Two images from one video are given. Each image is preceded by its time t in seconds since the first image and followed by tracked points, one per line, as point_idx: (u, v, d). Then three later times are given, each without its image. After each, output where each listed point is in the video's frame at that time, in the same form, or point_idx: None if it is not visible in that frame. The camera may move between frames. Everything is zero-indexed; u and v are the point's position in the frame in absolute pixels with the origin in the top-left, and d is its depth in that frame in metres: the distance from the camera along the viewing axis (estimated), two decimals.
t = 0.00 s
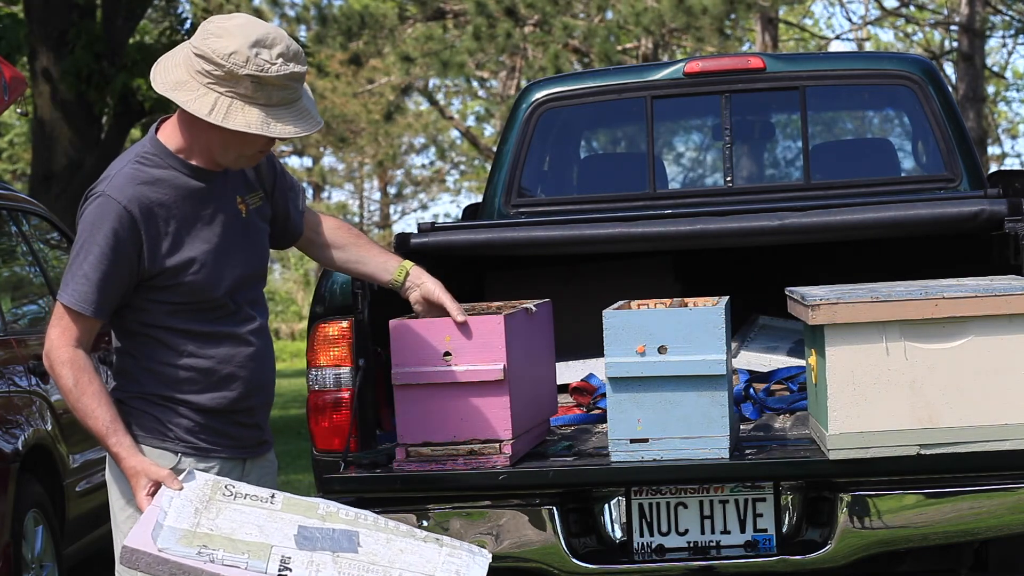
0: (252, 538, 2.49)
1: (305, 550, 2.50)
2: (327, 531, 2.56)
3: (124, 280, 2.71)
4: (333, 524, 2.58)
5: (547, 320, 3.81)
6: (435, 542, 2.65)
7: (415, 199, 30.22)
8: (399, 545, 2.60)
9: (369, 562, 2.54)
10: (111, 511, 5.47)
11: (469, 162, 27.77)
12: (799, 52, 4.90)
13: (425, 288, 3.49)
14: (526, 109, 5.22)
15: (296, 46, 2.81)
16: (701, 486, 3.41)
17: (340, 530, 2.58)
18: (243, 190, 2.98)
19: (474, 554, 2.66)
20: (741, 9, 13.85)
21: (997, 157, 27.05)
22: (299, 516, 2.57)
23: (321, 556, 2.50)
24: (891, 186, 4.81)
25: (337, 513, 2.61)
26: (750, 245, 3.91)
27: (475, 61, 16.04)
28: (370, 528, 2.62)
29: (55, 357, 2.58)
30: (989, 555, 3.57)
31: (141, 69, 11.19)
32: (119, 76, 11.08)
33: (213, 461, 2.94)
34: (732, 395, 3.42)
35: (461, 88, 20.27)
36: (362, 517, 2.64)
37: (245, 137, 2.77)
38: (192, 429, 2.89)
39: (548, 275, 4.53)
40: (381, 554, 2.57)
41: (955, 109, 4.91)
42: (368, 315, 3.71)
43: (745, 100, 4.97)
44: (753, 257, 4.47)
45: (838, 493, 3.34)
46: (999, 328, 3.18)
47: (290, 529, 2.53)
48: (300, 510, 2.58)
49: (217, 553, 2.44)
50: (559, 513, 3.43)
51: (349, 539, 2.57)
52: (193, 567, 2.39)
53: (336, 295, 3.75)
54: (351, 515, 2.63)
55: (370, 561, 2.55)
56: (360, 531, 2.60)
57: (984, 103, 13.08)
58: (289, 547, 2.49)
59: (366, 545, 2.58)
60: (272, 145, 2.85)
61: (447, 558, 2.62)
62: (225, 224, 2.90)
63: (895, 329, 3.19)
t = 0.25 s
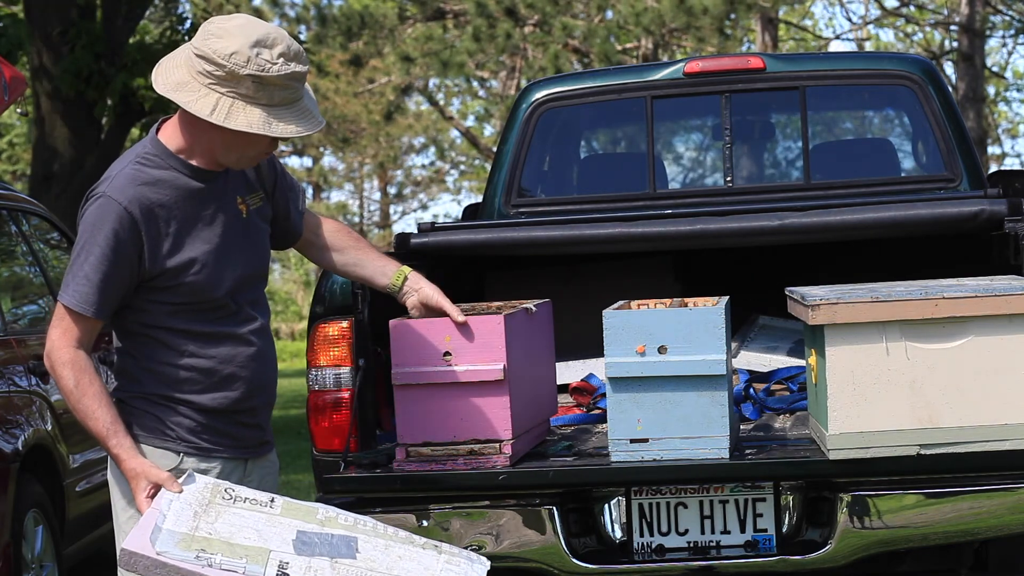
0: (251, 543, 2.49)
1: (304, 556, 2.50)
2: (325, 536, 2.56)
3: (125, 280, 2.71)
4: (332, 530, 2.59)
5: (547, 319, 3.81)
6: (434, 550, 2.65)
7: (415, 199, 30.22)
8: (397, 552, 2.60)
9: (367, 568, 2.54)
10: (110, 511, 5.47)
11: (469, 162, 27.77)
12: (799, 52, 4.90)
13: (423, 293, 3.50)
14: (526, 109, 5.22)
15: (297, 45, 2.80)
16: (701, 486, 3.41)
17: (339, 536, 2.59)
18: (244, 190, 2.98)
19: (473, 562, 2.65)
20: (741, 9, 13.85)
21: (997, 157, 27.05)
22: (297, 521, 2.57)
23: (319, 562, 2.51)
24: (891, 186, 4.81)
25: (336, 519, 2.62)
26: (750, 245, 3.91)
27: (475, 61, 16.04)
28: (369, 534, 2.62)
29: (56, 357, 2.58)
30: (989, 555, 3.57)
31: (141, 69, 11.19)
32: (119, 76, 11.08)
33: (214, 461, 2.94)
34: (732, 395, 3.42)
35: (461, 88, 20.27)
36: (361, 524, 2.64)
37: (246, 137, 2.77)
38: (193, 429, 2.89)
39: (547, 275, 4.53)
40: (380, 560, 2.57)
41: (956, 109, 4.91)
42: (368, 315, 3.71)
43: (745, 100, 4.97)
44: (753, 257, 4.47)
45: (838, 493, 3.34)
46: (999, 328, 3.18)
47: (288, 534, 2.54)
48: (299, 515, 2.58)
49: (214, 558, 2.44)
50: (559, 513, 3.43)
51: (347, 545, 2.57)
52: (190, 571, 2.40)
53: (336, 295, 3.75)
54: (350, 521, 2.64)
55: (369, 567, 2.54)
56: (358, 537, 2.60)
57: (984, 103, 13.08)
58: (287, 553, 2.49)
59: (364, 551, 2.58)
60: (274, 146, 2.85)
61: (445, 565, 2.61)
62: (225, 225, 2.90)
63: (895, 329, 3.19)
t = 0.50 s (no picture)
0: (257, 540, 2.49)
1: (310, 552, 2.50)
2: (331, 533, 2.57)
3: (125, 280, 2.71)
4: (336, 526, 2.60)
5: (547, 320, 3.81)
6: (438, 545, 2.66)
7: (415, 199, 30.22)
8: (402, 548, 2.61)
9: (373, 564, 2.54)
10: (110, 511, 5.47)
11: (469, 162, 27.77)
12: (799, 52, 4.90)
13: (422, 296, 3.50)
14: (526, 109, 5.22)
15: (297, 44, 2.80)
16: (701, 486, 3.41)
17: (344, 532, 2.59)
18: (245, 189, 2.98)
19: (477, 558, 2.67)
20: (741, 9, 13.86)
21: (997, 157, 27.05)
22: (303, 518, 2.58)
23: (325, 558, 2.51)
24: (891, 186, 4.81)
25: (341, 516, 2.63)
26: (750, 245, 3.91)
27: (475, 61, 16.04)
28: (374, 531, 2.63)
29: (57, 357, 2.58)
30: (989, 555, 3.57)
31: (142, 69, 11.19)
32: (119, 76, 11.08)
33: (215, 461, 2.94)
34: (732, 395, 3.42)
35: (461, 88, 20.27)
36: (366, 521, 2.65)
37: (246, 136, 2.78)
38: (193, 429, 2.89)
39: (548, 275, 4.53)
40: (386, 557, 2.57)
41: (955, 109, 4.92)
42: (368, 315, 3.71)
43: (745, 100, 4.97)
44: (753, 257, 4.47)
45: (838, 493, 3.34)
46: (999, 328, 3.18)
47: (294, 531, 2.54)
48: (304, 512, 2.59)
49: (222, 556, 2.43)
50: (559, 513, 3.43)
51: (353, 541, 2.58)
52: (198, 568, 2.39)
53: (335, 295, 3.75)
54: (355, 518, 2.65)
55: (375, 563, 2.55)
56: (363, 533, 2.61)
57: (984, 103, 13.08)
58: (294, 549, 2.50)
59: (370, 547, 2.58)
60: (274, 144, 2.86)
61: (450, 561, 2.62)
62: (226, 224, 2.90)
63: (895, 329, 3.19)
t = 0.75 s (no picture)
0: (257, 539, 2.49)
1: (310, 552, 2.49)
2: (331, 533, 2.56)
3: (127, 278, 2.71)
4: (336, 526, 2.59)
5: (547, 320, 3.81)
6: (437, 545, 2.65)
7: (415, 199, 30.22)
8: (402, 548, 2.60)
9: (373, 564, 2.53)
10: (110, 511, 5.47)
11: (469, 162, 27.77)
12: (799, 52, 4.90)
13: (422, 297, 3.49)
14: (526, 109, 5.22)
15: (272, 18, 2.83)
16: (701, 486, 3.41)
17: (344, 532, 2.59)
18: (248, 190, 2.99)
19: (477, 558, 2.66)
20: (741, 9, 13.86)
21: (997, 157, 27.05)
22: (302, 518, 2.58)
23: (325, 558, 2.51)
24: (891, 186, 4.81)
25: (340, 517, 2.63)
26: (750, 245, 3.91)
27: (475, 61, 16.03)
28: (374, 531, 2.63)
29: (58, 355, 2.58)
30: (989, 555, 3.57)
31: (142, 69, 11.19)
32: (119, 77, 11.08)
33: (215, 462, 2.94)
34: (732, 395, 3.42)
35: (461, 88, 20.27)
36: (366, 521, 2.65)
37: (229, 105, 2.78)
38: (193, 429, 2.89)
39: (548, 275, 4.53)
40: (386, 556, 2.57)
41: (955, 109, 4.92)
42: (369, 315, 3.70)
43: (745, 100, 4.97)
44: (753, 257, 4.47)
45: (838, 493, 3.34)
46: (999, 328, 3.18)
47: (294, 531, 2.54)
48: (303, 512, 2.59)
49: (222, 554, 2.43)
50: (559, 513, 3.43)
51: (352, 541, 2.57)
52: (198, 568, 2.39)
53: (336, 295, 3.75)
54: (354, 518, 2.65)
55: (375, 563, 2.54)
56: (363, 532, 2.61)
57: (984, 103, 13.08)
58: (293, 548, 2.50)
59: (369, 547, 2.58)
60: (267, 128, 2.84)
61: (450, 560, 2.61)
62: (227, 224, 2.90)
63: (895, 329, 3.19)
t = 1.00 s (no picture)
0: (257, 528, 2.50)
1: (311, 540, 2.52)
2: (331, 522, 2.59)
3: (125, 272, 2.72)
4: (336, 515, 2.62)
5: (547, 320, 3.81)
6: (437, 533, 2.71)
7: (415, 198, 30.21)
8: (402, 536, 2.64)
9: (374, 552, 2.57)
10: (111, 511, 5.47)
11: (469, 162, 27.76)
12: (799, 52, 4.90)
13: (422, 296, 3.48)
14: (526, 109, 5.22)
15: None
16: (701, 486, 3.41)
17: (344, 521, 2.62)
18: (247, 188, 2.99)
19: (476, 545, 2.74)
20: (741, 9, 13.86)
21: (997, 157, 27.06)
22: (302, 507, 2.60)
23: (325, 546, 2.53)
24: (891, 185, 4.81)
25: (340, 505, 2.66)
26: (750, 245, 3.91)
27: (475, 60, 16.02)
28: (373, 521, 2.67)
29: (56, 349, 2.58)
30: (989, 555, 3.57)
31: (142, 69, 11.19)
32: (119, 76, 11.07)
33: (213, 462, 2.94)
34: (732, 395, 3.42)
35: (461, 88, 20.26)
36: (365, 511, 2.68)
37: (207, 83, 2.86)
38: (192, 429, 2.88)
39: (548, 275, 4.53)
40: (386, 545, 2.60)
41: (955, 109, 4.92)
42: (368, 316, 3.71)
43: (745, 100, 4.97)
44: (754, 257, 4.47)
45: (838, 493, 3.34)
46: (999, 328, 3.18)
47: (293, 520, 2.56)
48: (303, 502, 2.61)
49: (223, 543, 2.44)
50: (559, 513, 3.44)
51: (352, 529, 2.60)
52: (200, 557, 2.40)
53: (336, 295, 3.75)
54: (353, 508, 2.68)
55: (375, 551, 2.57)
56: (363, 522, 2.64)
57: (984, 103, 13.07)
58: (294, 537, 2.52)
59: (369, 535, 2.61)
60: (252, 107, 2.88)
61: (450, 548, 2.68)
62: (226, 221, 2.90)
63: (895, 329, 3.19)
